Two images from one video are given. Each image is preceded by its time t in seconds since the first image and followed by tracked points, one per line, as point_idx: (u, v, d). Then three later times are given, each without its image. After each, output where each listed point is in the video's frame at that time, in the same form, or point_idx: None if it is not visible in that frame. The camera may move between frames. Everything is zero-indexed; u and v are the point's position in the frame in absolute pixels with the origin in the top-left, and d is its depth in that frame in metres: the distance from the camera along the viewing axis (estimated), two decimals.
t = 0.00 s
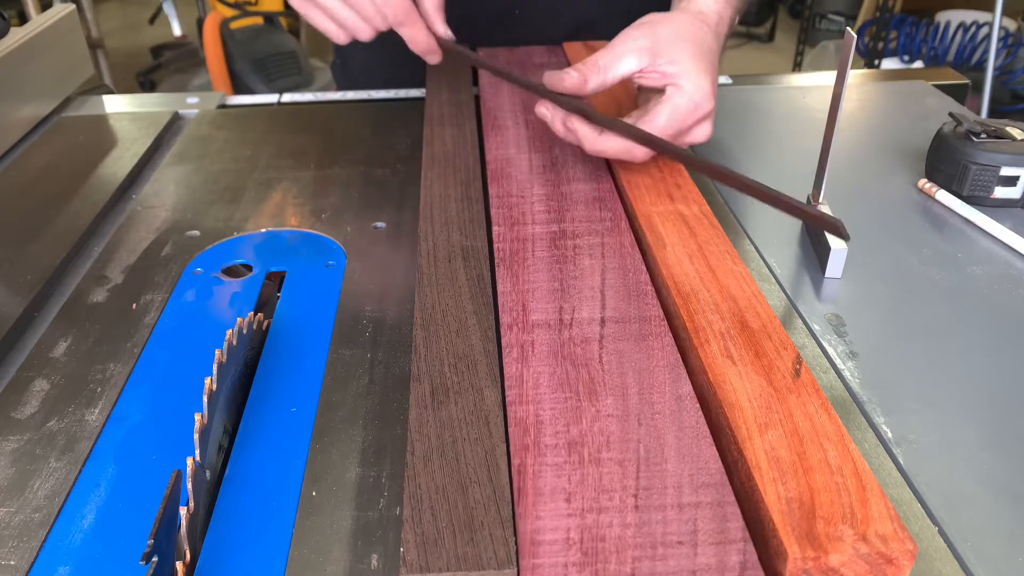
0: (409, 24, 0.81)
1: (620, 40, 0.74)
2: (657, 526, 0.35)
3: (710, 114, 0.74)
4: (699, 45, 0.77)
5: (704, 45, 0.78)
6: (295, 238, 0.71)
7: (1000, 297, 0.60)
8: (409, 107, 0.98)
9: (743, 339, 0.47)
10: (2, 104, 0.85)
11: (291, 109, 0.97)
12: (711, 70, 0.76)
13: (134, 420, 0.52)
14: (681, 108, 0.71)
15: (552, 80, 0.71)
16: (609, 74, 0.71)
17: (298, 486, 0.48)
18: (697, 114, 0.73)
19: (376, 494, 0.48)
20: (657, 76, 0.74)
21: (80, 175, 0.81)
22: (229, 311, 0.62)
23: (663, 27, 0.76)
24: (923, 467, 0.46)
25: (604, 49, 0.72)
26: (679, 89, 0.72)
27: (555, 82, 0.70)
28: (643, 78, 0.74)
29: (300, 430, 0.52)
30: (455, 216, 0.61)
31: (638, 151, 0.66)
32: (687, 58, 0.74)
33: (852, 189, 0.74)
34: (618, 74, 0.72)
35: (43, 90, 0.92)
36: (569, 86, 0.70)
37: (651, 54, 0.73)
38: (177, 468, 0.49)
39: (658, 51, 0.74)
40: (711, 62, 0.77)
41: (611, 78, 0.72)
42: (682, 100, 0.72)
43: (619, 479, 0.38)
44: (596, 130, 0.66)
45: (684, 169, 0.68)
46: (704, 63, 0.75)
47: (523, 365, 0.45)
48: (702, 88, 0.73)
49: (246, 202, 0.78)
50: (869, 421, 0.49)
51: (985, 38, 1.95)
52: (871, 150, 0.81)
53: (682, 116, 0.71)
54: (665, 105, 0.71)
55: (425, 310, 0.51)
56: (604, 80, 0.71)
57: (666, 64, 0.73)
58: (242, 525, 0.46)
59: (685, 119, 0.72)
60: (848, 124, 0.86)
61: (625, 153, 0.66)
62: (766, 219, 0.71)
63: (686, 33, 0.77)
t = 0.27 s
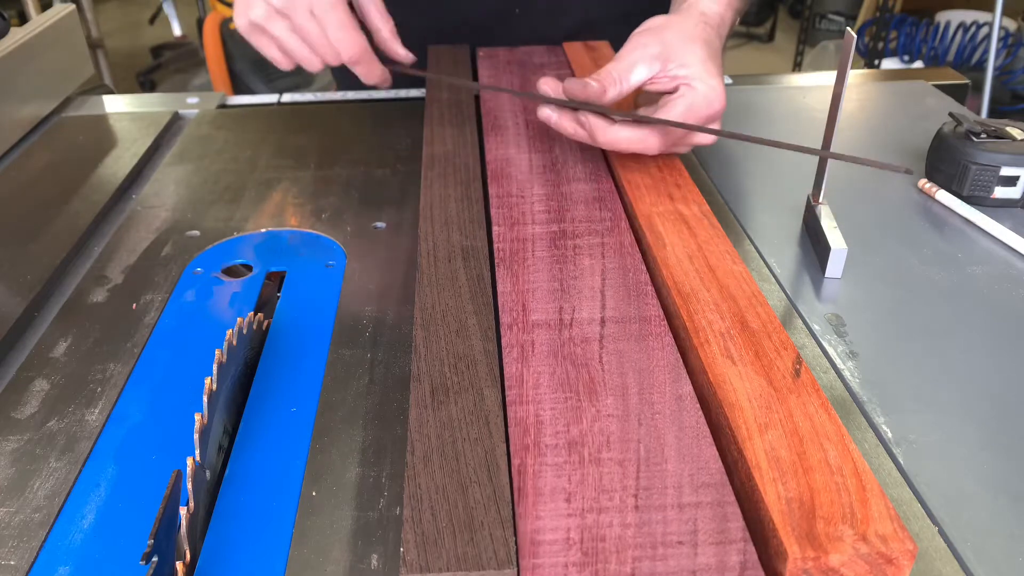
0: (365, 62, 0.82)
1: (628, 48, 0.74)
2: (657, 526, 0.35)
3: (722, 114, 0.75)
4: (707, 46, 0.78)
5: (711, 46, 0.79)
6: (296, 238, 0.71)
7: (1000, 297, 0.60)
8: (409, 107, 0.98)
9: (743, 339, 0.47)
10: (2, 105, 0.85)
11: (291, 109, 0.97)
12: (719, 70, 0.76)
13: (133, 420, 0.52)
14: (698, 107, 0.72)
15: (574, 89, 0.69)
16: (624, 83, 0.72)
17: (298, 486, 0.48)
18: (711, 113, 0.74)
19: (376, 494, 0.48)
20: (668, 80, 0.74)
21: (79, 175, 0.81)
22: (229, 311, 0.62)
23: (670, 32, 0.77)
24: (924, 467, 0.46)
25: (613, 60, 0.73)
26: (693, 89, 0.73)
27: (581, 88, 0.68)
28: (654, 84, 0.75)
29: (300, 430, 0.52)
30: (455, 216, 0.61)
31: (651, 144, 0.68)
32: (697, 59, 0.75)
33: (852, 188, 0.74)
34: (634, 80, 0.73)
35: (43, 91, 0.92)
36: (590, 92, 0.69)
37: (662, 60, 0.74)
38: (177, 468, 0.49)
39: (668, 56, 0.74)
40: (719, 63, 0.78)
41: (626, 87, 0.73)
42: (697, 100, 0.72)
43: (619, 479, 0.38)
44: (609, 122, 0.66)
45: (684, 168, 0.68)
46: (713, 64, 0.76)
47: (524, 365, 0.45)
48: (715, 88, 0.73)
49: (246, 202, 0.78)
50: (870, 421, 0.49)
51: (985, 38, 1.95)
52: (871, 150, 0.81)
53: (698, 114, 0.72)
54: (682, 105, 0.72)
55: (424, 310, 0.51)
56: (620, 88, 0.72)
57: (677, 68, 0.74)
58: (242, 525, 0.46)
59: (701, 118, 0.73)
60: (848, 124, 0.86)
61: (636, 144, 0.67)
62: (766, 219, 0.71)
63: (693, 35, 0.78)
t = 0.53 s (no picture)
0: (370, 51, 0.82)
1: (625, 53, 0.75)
2: (657, 526, 0.35)
3: (720, 114, 0.74)
4: (705, 46, 0.78)
5: (709, 46, 0.79)
6: (296, 238, 0.71)
7: (1000, 297, 0.60)
8: (409, 107, 0.98)
9: (743, 339, 0.47)
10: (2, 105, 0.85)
11: (292, 109, 0.97)
12: (716, 69, 0.76)
13: (133, 420, 0.52)
14: (694, 104, 0.71)
15: (569, 88, 0.69)
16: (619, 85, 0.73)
17: (298, 486, 0.48)
18: (708, 112, 0.73)
19: (376, 494, 0.48)
20: (664, 82, 0.75)
21: (80, 175, 0.81)
22: (229, 311, 0.62)
23: (667, 34, 0.78)
24: (924, 467, 0.46)
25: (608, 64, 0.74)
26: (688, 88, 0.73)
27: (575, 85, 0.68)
28: (651, 87, 0.75)
29: (300, 430, 0.52)
30: (455, 216, 0.61)
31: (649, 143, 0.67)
32: (693, 59, 0.75)
33: (853, 188, 0.74)
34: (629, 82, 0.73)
35: (43, 91, 0.92)
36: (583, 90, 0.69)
37: (657, 62, 0.75)
38: (177, 468, 0.49)
39: (663, 57, 0.75)
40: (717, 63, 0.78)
41: (621, 90, 0.73)
42: (694, 98, 0.72)
43: (619, 479, 0.38)
44: (606, 122, 0.66)
45: (683, 168, 0.68)
46: (711, 64, 0.76)
47: (524, 365, 0.45)
48: (711, 86, 0.73)
49: (246, 202, 0.78)
50: (870, 421, 0.49)
51: (985, 38, 1.95)
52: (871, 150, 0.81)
53: (695, 112, 0.71)
54: (678, 102, 0.71)
55: (425, 310, 0.51)
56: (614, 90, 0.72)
57: (673, 68, 0.75)
58: (242, 525, 0.46)
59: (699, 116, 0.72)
60: (848, 124, 0.86)
61: (633, 143, 0.67)
62: (766, 219, 0.71)
63: (690, 35, 0.78)
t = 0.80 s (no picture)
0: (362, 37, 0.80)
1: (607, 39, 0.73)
2: (657, 526, 0.35)
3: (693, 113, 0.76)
4: (683, 42, 0.78)
5: (688, 41, 0.79)
6: (296, 238, 0.71)
7: (1000, 297, 0.60)
8: (409, 107, 0.98)
9: (742, 339, 0.47)
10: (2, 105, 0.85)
11: (292, 109, 0.97)
12: (692, 67, 0.77)
13: (133, 420, 0.52)
14: (669, 106, 0.73)
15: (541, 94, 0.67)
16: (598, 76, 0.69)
17: (298, 486, 0.48)
18: (682, 111, 0.75)
19: (376, 495, 0.48)
20: (643, 75, 0.74)
21: (80, 175, 0.81)
22: (229, 311, 0.62)
23: (649, 24, 0.76)
24: (923, 467, 0.46)
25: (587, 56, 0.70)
26: (665, 87, 0.73)
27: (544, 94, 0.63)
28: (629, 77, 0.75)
29: (300, 430, 0.52)
30: (455, 216, 0.61)
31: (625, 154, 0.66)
32: (673, 55, 0.75)
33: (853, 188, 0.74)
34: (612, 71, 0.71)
35: (43, 91, 0.92)
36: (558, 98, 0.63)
37: (639, 52, 0.73)
38: (177, 468, 0.49)
39: (645, 48, 0.74)
40: (694, 61, 0.78)
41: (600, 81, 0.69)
42: (669, 98, 0.73)
43: (620, 479, 0.38)
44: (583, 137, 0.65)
45: (683, 168, 0.68)
46: (688, 61, 0.76)
47: (524, 365, 0.45)
48: (687, 87, 0.74)
49: (246, 202, 0.78)
50: (870, 421, 0.49)
51: (985, 38, 1.95)
52: (871, 150, 0.81)
53: (669, 114, 0.73)
54: (654, 103, 0.72)
55: (425, 310, 0.51)
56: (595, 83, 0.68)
57: (653, 62, 0.74)
58: (242, 525, 0.46)
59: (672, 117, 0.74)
60: (848, 124, 0.86)
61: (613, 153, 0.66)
62: (766, 219, 0.71)
63: (671, 28, 0.78)
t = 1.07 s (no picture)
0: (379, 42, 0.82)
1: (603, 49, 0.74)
2: (658, 526, 0.35)
3: (697, 115, 0.75)
4: (682, 47, 0.77)
5: (686, 46, 0.79)
6: (296, 238, 0.71)
7: (1000, 297, 0.60)
8: (409, 107, 0.98)
9: (742, 339, 0.47)
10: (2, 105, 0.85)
11: (292, 109, 0.97)
12: (693, 70, 0.76)
13: (133, 420, 0.52)
14: (671, 108, 0.71)
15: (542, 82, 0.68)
16: (594, 79, 0.71)
17: (298, 486, 0.48)
18: (686, 114, 0.73)
19: (376, 494, 0.48)
20: (641, 82, 0.74)
21: (80, 175, 0.81)
22: (229, 311, 0.62)
23: (646, 33, 0.77)
24: (924, 467, 0.46)
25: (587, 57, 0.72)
26: (666, 90, 0.72)
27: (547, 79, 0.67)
28: (627, 84, 0.75)
29: (300, 430, 0.52)
30: (455, 216, 0.61)
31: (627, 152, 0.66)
32: (671, 61, 0.75)
33: (853, 188, 0.74)
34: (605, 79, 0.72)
35: (43, 91, 0.92)
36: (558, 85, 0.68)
37: (635, 60, 0.74)
38: (178, 468, 0.49)
39: (641, 56, 0.74)
40: (695, 64, 0.78)
41: (596, 84, 0.72)
42: (671, 100, 0.72)
43: (620, 479, 0.38)
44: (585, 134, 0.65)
45: (683, 168, 0.68)
46: (688, 65, 0.76)
47: (524, 366, 0.45)
48: (688, 89, 0.73)
49: (246, 202, 0.78)
50: (870, 421, 0.49)
51: (985, 38, 1.95)
52: (871, 150, 0.81)
53: (673, 115, 0.71)
54: (655, 104, 0.71)
55: (424, 310, 0.51)
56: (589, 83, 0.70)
57: (650, 69, 0.74)
58: (242, 525, 0.46)
59: (676, 119, 0.72)
60: (848, 124, 0.86)
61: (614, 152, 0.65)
62: (766, 219, 0.71)
63: (669, 35, 0.78)
